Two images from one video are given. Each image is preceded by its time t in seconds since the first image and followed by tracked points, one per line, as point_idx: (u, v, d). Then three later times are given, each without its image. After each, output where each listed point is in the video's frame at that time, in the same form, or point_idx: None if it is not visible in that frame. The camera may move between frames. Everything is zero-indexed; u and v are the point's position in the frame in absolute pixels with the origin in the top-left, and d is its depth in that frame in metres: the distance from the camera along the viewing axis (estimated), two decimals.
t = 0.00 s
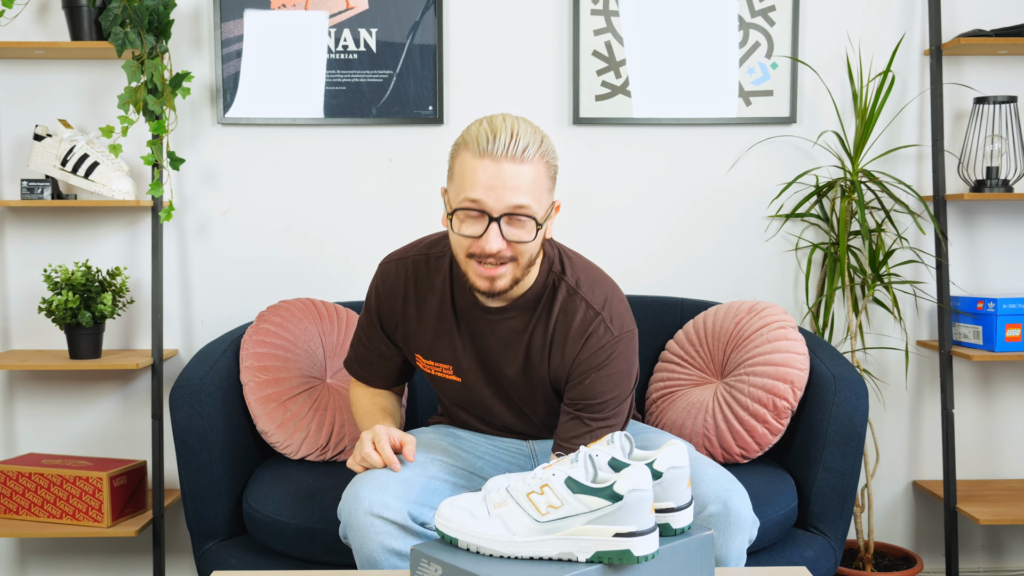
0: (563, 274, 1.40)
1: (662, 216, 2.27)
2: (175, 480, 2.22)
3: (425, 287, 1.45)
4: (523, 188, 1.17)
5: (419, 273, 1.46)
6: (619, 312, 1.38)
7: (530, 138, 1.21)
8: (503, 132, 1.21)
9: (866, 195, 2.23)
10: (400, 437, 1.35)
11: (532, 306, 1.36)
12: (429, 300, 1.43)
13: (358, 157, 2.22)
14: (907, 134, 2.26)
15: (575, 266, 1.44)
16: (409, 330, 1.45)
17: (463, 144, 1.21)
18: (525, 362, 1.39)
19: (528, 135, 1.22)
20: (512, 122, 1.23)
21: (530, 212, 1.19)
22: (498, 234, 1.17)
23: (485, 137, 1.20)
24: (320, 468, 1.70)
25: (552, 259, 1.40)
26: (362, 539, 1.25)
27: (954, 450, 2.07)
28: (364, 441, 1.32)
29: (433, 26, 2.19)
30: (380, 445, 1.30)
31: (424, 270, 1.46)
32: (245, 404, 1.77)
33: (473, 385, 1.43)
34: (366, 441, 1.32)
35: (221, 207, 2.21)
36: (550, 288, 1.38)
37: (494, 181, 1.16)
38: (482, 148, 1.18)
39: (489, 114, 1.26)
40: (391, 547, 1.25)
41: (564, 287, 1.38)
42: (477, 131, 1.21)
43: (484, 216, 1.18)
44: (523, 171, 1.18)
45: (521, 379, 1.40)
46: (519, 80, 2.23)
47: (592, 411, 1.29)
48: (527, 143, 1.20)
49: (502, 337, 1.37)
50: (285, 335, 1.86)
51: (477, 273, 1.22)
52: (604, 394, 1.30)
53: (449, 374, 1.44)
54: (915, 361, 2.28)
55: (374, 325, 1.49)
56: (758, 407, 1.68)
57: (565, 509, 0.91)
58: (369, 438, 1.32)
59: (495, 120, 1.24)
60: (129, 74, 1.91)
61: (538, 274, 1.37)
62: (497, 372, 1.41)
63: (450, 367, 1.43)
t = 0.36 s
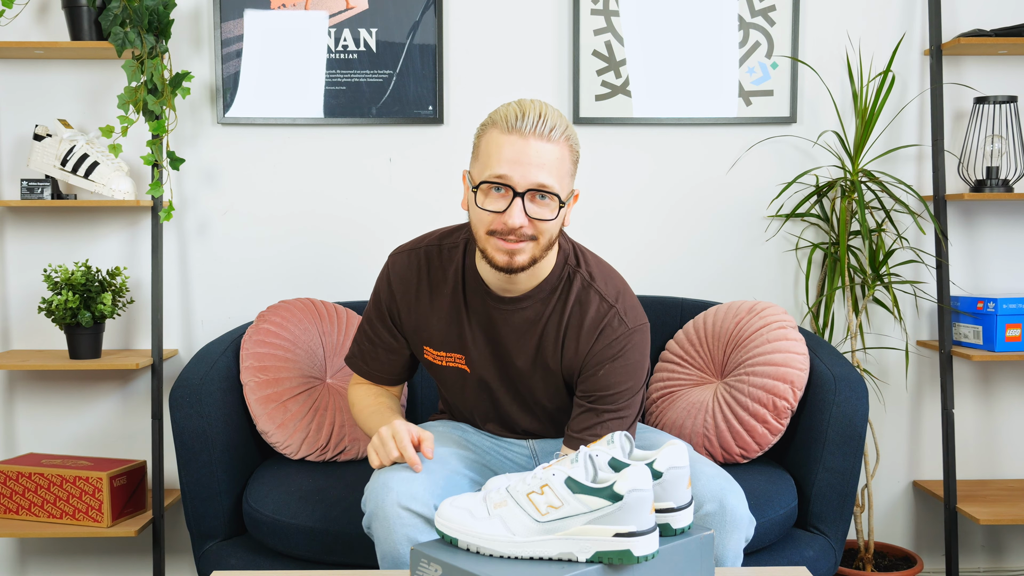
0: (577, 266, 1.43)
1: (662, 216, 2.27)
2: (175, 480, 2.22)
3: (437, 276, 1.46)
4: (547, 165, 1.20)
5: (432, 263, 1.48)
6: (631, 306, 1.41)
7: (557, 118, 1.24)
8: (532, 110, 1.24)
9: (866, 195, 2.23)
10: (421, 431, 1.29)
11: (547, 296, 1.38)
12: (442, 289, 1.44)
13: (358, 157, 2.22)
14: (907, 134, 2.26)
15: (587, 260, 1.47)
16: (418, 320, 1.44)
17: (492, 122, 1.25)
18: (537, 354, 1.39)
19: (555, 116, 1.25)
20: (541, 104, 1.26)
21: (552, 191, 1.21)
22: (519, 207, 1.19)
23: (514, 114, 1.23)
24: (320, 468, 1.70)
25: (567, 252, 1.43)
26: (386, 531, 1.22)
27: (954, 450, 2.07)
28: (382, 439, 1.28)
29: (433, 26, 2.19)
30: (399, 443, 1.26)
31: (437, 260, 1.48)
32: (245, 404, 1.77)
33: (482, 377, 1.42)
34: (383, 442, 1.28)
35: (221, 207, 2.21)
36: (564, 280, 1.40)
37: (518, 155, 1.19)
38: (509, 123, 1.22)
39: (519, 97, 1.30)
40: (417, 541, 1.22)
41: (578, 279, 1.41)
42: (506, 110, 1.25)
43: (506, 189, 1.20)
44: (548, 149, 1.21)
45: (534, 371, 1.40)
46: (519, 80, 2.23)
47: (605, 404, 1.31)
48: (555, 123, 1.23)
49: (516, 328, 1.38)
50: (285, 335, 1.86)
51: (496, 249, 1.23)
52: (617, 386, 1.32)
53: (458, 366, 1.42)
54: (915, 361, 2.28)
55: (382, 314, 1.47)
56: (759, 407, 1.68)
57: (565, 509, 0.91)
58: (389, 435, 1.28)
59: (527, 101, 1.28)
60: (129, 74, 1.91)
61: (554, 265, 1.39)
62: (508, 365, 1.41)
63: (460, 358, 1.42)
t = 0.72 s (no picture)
0: (572, 279, 1.41)
1: (662, 215, 2.27)
2: (175, 480, 2.22)
3: (434, 282, 1.45)
4: (543, 178, 1.20)
5: (429, 268, 1.47)
6: (625, 320, 1.39)
7: (555, 130, 1.23)
8: (530, 121, 1.24)
9: (866, 195, 2.23)
10: (422, 431, 1.29)
11: (540, 310, 1.36)
12: (438, 295, 1.43)
13: (358, 157, 2.22)
14: (907, 134, 2.26)
15: (581, 270, 1.45)
16: (415, 325, 1.44)
17: (489, 131, 1.24)
18: (532, 367, 1.38)
19: (553, 128, 1.24)
20: (539, 114, 1.26)
21: (549, 203, 1.20)
22: (516, 219, 1.19)
23: (511, 125, 1.23)
24: (320, 469, 1.70)
25: (563, 263, 1.41)
26: (387, 532, 1.22)
27: (954, 450, 2.07)
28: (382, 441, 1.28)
29: (433, 26, 2.19)
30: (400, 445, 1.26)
31: (433, 265, 1.47)
32: (245, 404, 1.77)
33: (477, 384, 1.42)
34: (384, 444, 1.28)
35: (221, 207, 2.21)
36: (559, 293, 1.38)
37: (516, 167, 1.18)
38: (507, 134, 1.21)
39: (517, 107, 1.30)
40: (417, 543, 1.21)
41: (572, 292, 1.39)
42: (503, 120, 1.24)
43: (503, 201, 1.20)
44: (545, 161, 1.21)
45: (528, 383, 1.40)
46: (519, 80, 2.23)
47: (599, 420, 1.30)
48: (552, 135, 1.23)
49: (510, 339, 1.37)
50: (285, 336, 1.86)
51: (490, 260, 1.23)
52: (611, 404, 1.31)
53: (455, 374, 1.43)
54: (915, 361, 2.28)
55: (379, 317, 1.47)
56: (759, 407, 1.68)
57: (565, 509, 0.90)
58: (390, 437, 1.28)
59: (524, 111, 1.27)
60: (129, 74, 1.91)
61: (549, 276, 1.37)
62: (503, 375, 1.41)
63: (456, 365, 1.42)
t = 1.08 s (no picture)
0: (572, 281, 1.41)
1: (662, 215, 2.27)
2: (175, 480, 2.22)
3: (434, 280, 1.45)
4: (544, 177, 1.20)
5: (430, 266, 1.47)
6: (623, 324, 1.39)
7: (558, 131, 1.23)
8: (532, 121, 1.24)
9: (866, 195, 2.23)
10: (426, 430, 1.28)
11: (538, 312, 1.36)
12: (438, 294, 1.43)
13: (358, 156, 2.22)
14: (907, 134, 2.26)
15: (582, 272, 1.45)
16: (415, 322, 1.44)
17: (491, 130, 1.24)
18: (527, 369, 1.39)
19: (555, 128, 1.25)
20: (541, 114, 1.26)
21: (549, 204, 1.21)
22: (517, 219, 1.19)
23: (513, 124, 1.23)
24: (320, 469, 1.70)
25: (563, 265, 1.41)
26: (392, 531, 1.22)
27: (954, 450, 2.07)
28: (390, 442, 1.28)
29: (433, 26, 2.19)
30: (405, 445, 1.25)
31: (434, 263, 1.47)
32: (245, 404, 1.77)
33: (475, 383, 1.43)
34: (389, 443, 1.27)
35: (221, 207, 2.21)
36: (558, 295, 1.38)
37: (518, 167, 1.18)
38: (510, 134, 1.21)
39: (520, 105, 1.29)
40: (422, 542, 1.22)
41: (571, 294, 1.39)
42: (506, 119, 1.24)
43: (505, 201, 1.20)
44: (547, 161, 1.21)
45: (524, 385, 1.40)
46: (519, 80, 2.23)
47: (594, 423, 1.30)
48: (554, 135, 1.23)
49: (507, 338, 1.37)
50: (285, 336, 1.86)
51: (490, 259, 1.23)
52: (605, 408, 1.30)
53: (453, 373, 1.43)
54: (915, 361, 2.28)
55: (380, 313, 1.48)
56: (758, 407, 1.68)
57: (565, 509, 0.91)
58: (394, 436, 1.27)
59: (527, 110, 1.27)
60: (129, 74, 1.91)
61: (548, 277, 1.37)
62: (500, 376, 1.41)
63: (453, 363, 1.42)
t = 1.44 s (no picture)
0: (576, 269, 1.42)
1: (662, 215, 2.27)
2: (175, 480, 2.22)
3: (437, 273, 1.46)
4: (562, 179, 1.19)
5: (432, 259, 1.48)
6: (627, 311, 1.40)
7: (569, 129, 1.23)
8: (544, 123, 1.22)
9: (866, 195, 2.23)
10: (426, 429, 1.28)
11: (543, 299, 1.38)
12: (442, 285, 1.44)
13: (358, 156, 2.22)
14: (907, 134, 2.26)
15: (584, 261, 1.46)
16: (418, 317, 1.44)
17: (502, 134, 1.23)
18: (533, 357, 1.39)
19: (566, 126, 1.23)
20: (550, 112, 1.25)
21: (568, 203, 1.20)
22: (539, 223, 1.19)
23: (526, 127, 1.22)
24: (320, 469, 1.70)
25: (566, 254, 1.42)
26: (391, 531, 1.22)
27: (954, 450, 2.07)
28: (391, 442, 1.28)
29: (433, 26, 2.19)
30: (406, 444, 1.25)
31: (437, 256, 1.48)
32: (245, 404, 1.77)
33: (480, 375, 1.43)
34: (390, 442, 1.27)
35: (221, 207, 2.21)
36: (562, 282, 1.39)
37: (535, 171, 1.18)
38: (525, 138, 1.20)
39: (525, 101, 1.28)
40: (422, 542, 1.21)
41: (576, 282, 1.40)
42: (517, 122, 1.23)
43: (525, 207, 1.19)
44: (563, 163, 1.19)
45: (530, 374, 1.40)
46: (519, 80, 2.23)
47: (602, 411, 1.30)
48: (566, 134, 1.22)
49: (512, 327, 1.38)
50: (285, 335, 1.86)
51: (511, 261, 1.24)
52: (613, 394, 1.30)
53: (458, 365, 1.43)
54: (915, 361, 2.28)
55: (382, 309, 1.48)
56: (759, 407, 1.68)
57: (565, 509, 0.90)
58: (395, 436, 1.27)
59: (534, 109, 1.26)
60: (129, 74, 1.91)
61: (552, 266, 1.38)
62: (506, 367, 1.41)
63: (458, 356, 1.42)
